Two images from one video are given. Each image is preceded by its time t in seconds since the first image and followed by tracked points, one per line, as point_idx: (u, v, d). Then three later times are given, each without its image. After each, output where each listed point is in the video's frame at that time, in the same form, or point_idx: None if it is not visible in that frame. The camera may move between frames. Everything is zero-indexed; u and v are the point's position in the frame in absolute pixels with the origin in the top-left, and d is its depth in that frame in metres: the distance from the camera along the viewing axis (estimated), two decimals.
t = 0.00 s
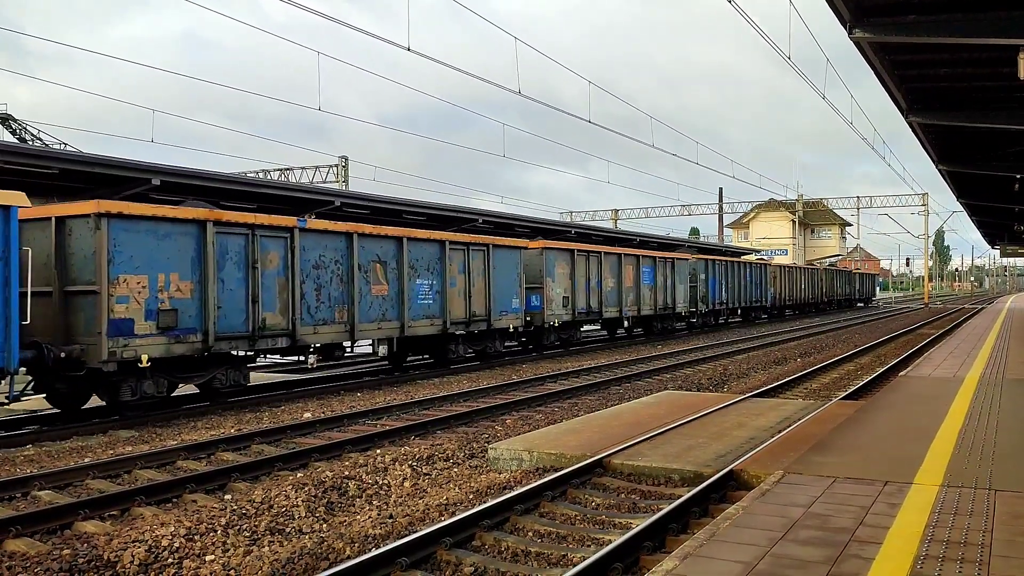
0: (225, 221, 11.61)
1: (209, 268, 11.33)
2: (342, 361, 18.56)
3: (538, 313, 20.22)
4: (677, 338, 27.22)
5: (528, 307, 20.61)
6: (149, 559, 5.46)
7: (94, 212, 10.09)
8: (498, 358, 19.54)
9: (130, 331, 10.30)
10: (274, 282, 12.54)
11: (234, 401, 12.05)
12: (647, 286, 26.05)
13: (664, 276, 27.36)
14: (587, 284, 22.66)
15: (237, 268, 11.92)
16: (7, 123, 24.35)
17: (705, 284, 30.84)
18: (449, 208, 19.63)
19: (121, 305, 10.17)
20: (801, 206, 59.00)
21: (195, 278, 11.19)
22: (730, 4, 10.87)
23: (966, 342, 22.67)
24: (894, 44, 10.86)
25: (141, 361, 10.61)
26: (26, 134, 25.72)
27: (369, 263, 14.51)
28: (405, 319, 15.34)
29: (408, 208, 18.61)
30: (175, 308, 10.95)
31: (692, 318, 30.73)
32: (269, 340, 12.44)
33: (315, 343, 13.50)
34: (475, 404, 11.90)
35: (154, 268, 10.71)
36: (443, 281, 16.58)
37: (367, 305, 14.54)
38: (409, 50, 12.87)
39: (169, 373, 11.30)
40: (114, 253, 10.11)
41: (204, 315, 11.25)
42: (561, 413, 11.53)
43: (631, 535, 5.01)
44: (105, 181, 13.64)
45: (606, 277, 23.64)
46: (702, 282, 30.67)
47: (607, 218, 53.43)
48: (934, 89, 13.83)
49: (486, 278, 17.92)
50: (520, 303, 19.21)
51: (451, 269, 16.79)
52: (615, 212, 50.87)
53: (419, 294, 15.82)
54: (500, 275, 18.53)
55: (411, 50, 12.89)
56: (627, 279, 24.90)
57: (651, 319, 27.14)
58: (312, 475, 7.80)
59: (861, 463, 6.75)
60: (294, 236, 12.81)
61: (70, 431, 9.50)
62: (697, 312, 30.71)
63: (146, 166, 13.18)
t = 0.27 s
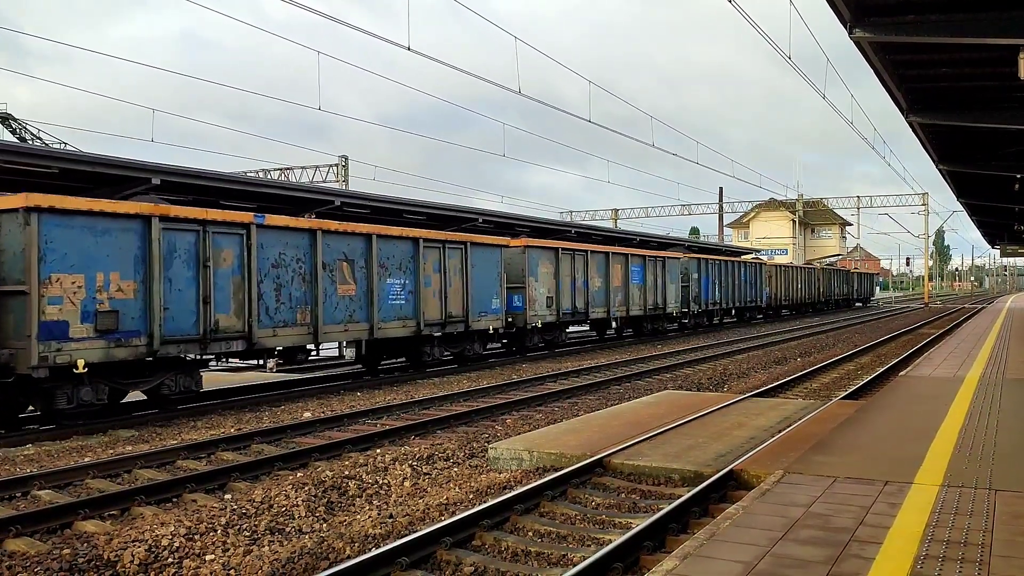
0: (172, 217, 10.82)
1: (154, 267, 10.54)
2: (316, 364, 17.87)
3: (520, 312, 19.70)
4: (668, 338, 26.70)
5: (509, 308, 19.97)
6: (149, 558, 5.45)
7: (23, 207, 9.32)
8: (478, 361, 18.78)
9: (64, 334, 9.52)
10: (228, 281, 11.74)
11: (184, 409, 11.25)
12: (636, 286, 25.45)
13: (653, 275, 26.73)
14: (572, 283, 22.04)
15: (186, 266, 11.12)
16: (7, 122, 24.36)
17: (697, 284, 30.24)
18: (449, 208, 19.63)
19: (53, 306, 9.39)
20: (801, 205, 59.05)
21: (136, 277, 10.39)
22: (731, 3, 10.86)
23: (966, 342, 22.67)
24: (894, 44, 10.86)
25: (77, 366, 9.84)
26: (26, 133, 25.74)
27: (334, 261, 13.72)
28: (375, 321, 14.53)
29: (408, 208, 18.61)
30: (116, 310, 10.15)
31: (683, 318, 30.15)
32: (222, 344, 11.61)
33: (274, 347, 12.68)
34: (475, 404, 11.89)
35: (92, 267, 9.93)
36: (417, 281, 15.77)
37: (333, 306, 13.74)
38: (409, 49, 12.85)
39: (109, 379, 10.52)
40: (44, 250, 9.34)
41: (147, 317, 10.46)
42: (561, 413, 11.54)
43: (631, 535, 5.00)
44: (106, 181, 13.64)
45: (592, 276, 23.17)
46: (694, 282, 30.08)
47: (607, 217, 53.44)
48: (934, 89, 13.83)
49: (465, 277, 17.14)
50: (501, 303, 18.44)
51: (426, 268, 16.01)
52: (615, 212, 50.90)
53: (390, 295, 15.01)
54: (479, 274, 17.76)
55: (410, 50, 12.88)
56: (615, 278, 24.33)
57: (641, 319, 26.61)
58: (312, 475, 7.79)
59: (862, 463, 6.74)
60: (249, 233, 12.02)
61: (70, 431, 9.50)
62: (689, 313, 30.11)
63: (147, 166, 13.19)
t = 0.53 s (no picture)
0: (112, 211, 10.32)
1: (90, 264, 10.05)
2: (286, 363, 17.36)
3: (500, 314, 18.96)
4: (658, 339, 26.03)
5: (490, 308, 19.23)
6: (149, 557, 5.45)
7: None
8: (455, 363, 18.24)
9: None
10: (176, 280, 11.28)
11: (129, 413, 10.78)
12: (624, 285, 24.69)
13: (642, 274, 25.96)
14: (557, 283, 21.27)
15: (129, 264, 10.64)
16: (7, 122, 24.34)
17: (688, 282, 29.52)
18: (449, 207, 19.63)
19: None
20: (801, 205, 59.09)
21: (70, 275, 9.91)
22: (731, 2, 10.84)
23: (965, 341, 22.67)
24: (894, 43, 10.87)
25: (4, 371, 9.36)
26: (26, 133, 25.74)
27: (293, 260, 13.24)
28: (341, 322, 14.07)
29: (408, 207, 18.61)
30: (47, 310, 9.66)
31: (674, 318, 29.46)
32: (170, 347, 11.14)
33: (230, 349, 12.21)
34: (475, 404, 11.89)
35: (20, 265, 9.46)
36: (387, 280, 15.30)
37: (293, 306, 13.27)
38: (409, 49, 12.82)
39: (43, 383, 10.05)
40: None
41: (83, 318, 9.96)
42: (561, 412, 11.54)
43: (631, 535, 5.00)
44: (106, 180, 13.64)
45: (578, 275, 22.37)
46: (685, 280, 29.36)
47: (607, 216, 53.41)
48: (934, 88, 13.84)
49: (439, 276, 16.65)
50: (479, 302, 17.93)
51: (396, 267, 15.54)
52: (614, 211, 50.93)
53: (356, 294, 14.55)
54: (455, 273, 17.18)
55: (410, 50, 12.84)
56: (603, 277, 23.55)
57: (630, 319, 25.92)
58: (312, 474, 7.80)
59: (862, 462, 6.74)
60: (199, 231, 11.57)
61: (69, 430, 9.50)
62: (680, 312, 29.38)
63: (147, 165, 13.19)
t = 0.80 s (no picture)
0: (42, 204, 9.49)
1: (17, 260, 9.23)
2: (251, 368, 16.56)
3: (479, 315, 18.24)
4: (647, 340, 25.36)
5: (468, 308, 18.49)
6: (148, 556, 5.45)
7: None
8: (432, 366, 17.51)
9: None
10: (117, 279, 10.40)
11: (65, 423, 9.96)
12: (610, 285, 23.98)
13: (629, 273, 25.25)
14: (539, 282, 20.58)
15: (62, 262, 9.80)
16: (6, 120, 24.31)
17: (678, 282, 28.85)
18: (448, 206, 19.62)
19: None
20: (801, 204, 59.11)
21: None
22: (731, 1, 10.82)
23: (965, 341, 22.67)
24: (893, 43, 10.87)
25: None
26: (25, 131, 25.72)
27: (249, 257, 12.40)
28: (303, 323, 13.21)
29: (407, 206, 18.59)
30: None
31: (665, 319, 28.78)
32: (109, 351, 10.27)
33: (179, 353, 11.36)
34: (474, 403, 11.88)
35: None
36: (355, 278, 14.43)
37: (250, 306, 12.43)
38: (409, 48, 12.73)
39: None
40: None
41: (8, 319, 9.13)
42: (560, 411, 11.54)
43: (631, 534, 5.00)
44: (105, 178, 13.63)
45: (562, 274, 21.69)
46: (675, 280, 28.65)
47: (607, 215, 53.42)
48: (934, 88, 13.83)
49: (413, 275, 15.76)
50: (456, 302, 17.08)
51: (365, 264, 14.68)
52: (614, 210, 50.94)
53: (320, 294, 13.66)
54: (430, 272, 16.35)
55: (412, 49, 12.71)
56: (588, 276, 22.83)
57: (618, 319, 25.24)
58: (312, 473, 7.80)
59: (862, 462, 6.73)
60: (143, 225, 10.74)
61: (68, 428, 9.49)
62: (670, 312, 28.67)
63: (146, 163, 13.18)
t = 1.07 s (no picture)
0: None
1: None
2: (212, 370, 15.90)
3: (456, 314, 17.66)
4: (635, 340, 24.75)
5: (445, 308, 17.98)
6: (147, 555, 5.45)
7: None
8: (405, 368, 16.96)
9: None
10: (48, 277, 9.72)
11: None
12: (595, 284, 23.42)
13: (616, 272, 24.66)
14: (520, 281, 20.02)
15: None
16: (4, 118, 24.26)
17: (667, 281, 28.25)
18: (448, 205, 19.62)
19: None
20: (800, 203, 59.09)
21: None
22: None
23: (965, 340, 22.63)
24: (893, 41, 10.86)
25: None
26: (24, 130, 25.69)
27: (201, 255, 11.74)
28: (260, 324, 12.57)
29: (407, 205, 18.58)
30: None
31: (654, 320, 28.17)
32: (39, 354, 9.61)
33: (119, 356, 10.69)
34: (473, 402, 11.86)
35: None
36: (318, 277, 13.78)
37: (201, 306, 11.77)
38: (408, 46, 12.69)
39: None
40: None
41: None
42: (560, 410, 11.53)
43: (629, 533, 5.01)
44: (104, 177, 13.63)
45: (544, 273, 21.09)
46: (665, 279, 28.06)
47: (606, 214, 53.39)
48: (934, 87, 13.82)
49: (382, 273, 15.13)
50: (430, 301, 16.47)
51: (330, 262, 14.04)
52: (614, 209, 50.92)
53: (280, 293, 13.01)
54: (402, 270, 15.73)
55: (410, 48, 12.67)
56: (571, 276, 22.24)
57: (605, 319, 24.64)
58: (311, 472, 7.79)
59: (860, 461, 6.72)
60: (80, 220, 10.08)
61: (66, 427, 9.48)
62: (660, 312, 28.07)
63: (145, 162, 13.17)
